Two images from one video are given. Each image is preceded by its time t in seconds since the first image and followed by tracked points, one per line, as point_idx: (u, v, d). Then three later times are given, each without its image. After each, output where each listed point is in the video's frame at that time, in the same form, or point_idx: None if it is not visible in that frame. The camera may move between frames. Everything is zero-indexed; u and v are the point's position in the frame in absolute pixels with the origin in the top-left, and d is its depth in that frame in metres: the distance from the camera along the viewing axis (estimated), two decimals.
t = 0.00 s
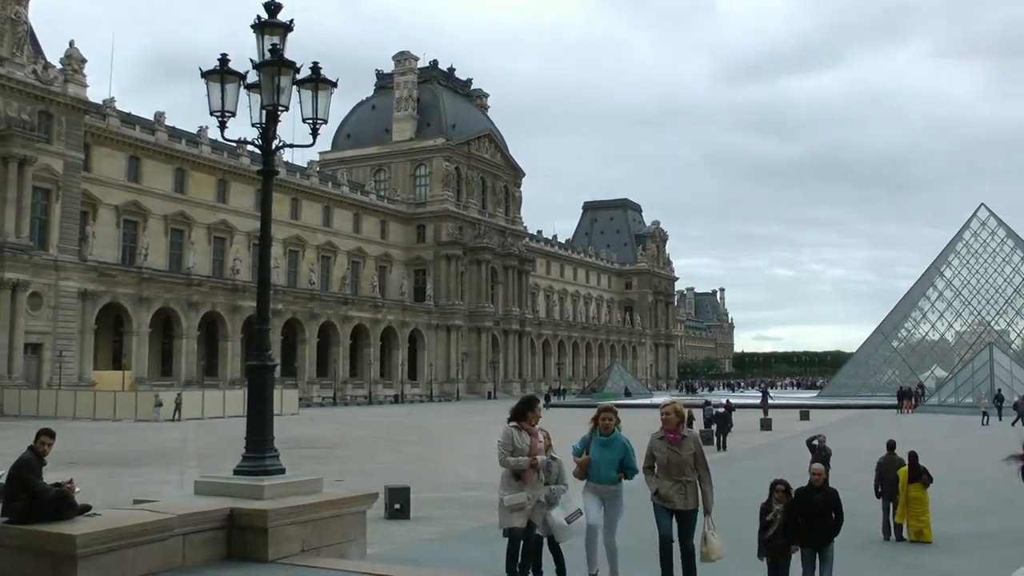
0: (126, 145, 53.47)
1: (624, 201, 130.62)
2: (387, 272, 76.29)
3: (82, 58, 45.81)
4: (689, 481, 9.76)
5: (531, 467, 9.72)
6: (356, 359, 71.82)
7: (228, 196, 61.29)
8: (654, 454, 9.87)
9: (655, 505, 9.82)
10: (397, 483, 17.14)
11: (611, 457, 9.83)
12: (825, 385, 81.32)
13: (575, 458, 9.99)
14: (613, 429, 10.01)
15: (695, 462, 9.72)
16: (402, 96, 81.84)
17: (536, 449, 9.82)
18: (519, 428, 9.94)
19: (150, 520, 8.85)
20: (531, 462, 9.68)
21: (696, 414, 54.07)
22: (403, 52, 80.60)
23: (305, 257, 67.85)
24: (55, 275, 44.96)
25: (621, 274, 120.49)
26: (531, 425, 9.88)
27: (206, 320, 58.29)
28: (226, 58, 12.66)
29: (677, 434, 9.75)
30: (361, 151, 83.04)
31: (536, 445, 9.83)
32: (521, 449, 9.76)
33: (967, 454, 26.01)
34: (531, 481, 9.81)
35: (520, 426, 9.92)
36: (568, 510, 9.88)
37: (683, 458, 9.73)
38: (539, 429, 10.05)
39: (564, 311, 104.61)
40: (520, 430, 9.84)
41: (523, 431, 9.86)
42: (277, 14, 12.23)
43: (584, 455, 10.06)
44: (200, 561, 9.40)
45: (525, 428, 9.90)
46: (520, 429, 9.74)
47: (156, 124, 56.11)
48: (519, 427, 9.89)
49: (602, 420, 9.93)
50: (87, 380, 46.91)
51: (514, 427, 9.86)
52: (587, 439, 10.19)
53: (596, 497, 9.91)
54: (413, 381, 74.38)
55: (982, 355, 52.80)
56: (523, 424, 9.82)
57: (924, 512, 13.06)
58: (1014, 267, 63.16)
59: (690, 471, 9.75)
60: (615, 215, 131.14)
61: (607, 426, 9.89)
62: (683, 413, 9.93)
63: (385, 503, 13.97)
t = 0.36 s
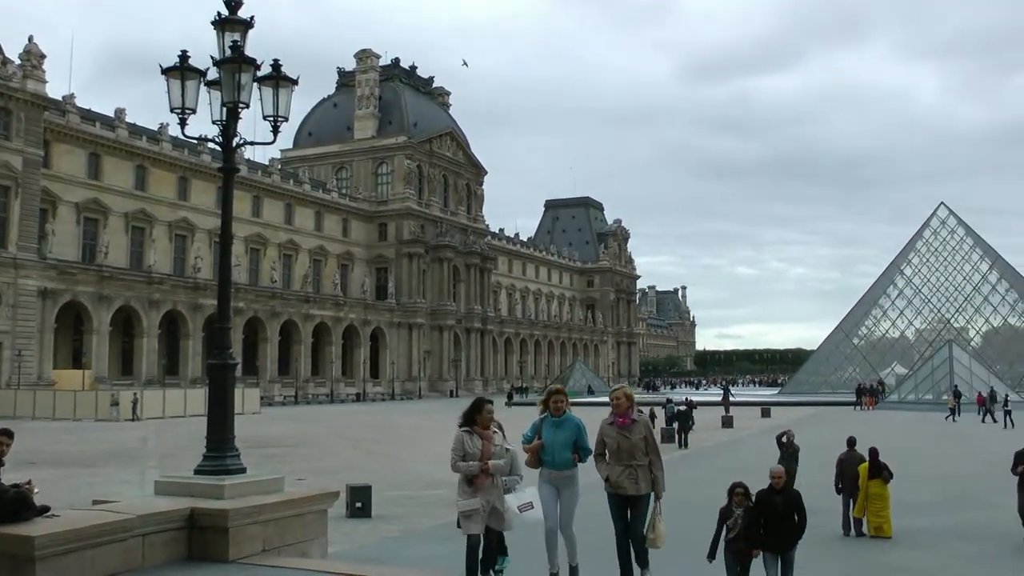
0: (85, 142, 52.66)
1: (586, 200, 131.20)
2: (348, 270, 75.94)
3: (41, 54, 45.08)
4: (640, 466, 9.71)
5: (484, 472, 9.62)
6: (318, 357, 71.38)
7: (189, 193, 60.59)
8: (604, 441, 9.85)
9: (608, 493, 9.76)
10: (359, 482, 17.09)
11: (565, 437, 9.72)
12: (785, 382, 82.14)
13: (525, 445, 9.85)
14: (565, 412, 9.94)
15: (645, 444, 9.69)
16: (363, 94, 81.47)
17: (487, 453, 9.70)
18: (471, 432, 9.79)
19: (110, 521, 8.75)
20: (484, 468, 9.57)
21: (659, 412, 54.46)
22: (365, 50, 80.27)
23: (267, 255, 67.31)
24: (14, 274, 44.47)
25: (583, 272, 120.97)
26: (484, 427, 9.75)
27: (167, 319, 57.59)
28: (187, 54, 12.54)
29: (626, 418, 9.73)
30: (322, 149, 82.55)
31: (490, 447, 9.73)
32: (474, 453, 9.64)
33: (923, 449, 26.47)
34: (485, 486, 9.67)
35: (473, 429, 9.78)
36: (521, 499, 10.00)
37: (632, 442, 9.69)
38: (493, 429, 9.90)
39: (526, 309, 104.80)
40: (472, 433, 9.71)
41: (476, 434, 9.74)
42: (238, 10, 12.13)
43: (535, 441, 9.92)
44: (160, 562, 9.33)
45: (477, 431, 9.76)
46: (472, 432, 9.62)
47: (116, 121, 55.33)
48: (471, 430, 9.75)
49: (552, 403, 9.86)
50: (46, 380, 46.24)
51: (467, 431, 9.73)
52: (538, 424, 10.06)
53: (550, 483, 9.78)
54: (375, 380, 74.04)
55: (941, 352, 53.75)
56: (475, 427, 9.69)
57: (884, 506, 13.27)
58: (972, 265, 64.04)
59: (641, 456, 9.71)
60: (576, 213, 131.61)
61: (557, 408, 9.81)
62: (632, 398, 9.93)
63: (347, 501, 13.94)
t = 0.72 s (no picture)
0: (45, 133, 51.76)
1: (550, 199, 131.54)
2: (310, 267, 75.42)
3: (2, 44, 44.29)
4: (597, 471, 9.36)
5: (426, 471, 9.16)
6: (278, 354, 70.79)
7: (151, 187, 59.79)
8: (560, 445, 9.47)
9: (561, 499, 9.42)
10: (319, 480, 16.96)
11: (524, 435, 9.69)
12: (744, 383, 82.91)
13: (481, 443, 9.77)
14: (524, 409, 9.92)
15: (600, 449, 9.33)
16: (327, 90, 80.98)
17: (433, 451, 9.23)
18: (421, 429, 9.40)
19: (67, 519, 8.62)
20: (423, 466, 9.12)
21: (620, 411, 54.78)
22: (330, 46, 79.81)
23: (229, 250, 66.64)
24: None
25: (546, 272, 121.28)
26: (429, 425, 9.27)
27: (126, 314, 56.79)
28: (149, 46, 12.37)
29: (583, 421, 9.37)
30: (284, 144, 81.89)
31: (435, 445, 9.22)
32: (419, 451, 9.25)
33: (878, 451, 26.88)
34: (430, 486, 9.18)
35: (421, 426, 9.37)
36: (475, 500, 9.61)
37: (587, 446, 9.33)
38: (445, 426, 9.35)
39: (488, 307, 104.84)
40: (419, 430, 9.33)
41: (422, 431, 9.32)
42: (202, 2, 11.98)
43: (491, 439, 9.86)
44: (117, 561, 9.22)
45: (425, 428, 9.34)
46: (414, 429, 9.25)
47: (77, 112, 54.43)
48: (419, 427, 9.36)
49: (512, 400, 9.83)
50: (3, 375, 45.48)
51: (415, 427, 9.38)
52: (495, 422, 10.03)
53: (510, 481, 9.76)
54: (336, 377, 73.57)
55: (902, 355, 54.63)
56: (420, 423, 9.30)
57: (841, 507, 13.50)
58: (932, 270, 65.34)
59: (597, 460, 9.36)
60: (539, 212, 131.69)
61: (516, 406, 9.79)
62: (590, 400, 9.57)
63: (307, 499, 13.84)
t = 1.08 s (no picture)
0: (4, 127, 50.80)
1: (512, 198, 131.68)
2: (271, 264, 74.76)
3: None
4: (556, 470, 9.39)
5: (377, 475, 8.62)
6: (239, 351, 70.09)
7: (111, 182, 58.90)
8: (519, 441, 9.48)
9: (518, 496, 9.40)
10: (279, 478, 16.84)
11: (486, 437, 9.67)
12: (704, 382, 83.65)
13: (442, 444, 9.78)
14: (487, 411, 9.86)
15: (561, 448, 9.37)
16: (290, 86, 80.32)
17: (386, 455, 8.65)
18: (376, 431, 8.84)
19: (26, 518, 8.50)
20: (375, 470, 8.57)
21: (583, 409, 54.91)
22: (292, 42, 79.14)
23: (190, 246, 65.85)
24: None
25: (508, 270, 121.38)
26: (384, 427, 8.71)
27: (85, 310, 55.90)
28: (110, 40, 12.18)
29: (544, 418, 9.41)
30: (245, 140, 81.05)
31: (389, 449, 8.65)
32: (372, 454, 8.70)
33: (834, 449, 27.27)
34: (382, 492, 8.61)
35: (376, 428, 8.81)
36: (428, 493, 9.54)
37: (548, 443, 9.37)
38: (401, 429, 8.79)
39: (449, 305, 104.69)
40: (374, 432, 8.77)
41: (377, 433, 8.76)
42: None
43: (452, 440, 9.87)
44: (75, 561, 9.10)
45: (381, 430, 8.78)
46: (367, 431, 8.70)
47: (36, 105, 53.46)
48: (375, 429, 8.81)
49: (474, 401, 9.75)
50: None
51: (370, 429, 8.83)
52: (457, 422, 10.00)
53: (469, 483, 9.71)
54: (297, 374, 73.00)
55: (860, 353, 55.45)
56: (375, 425, 8.75)
57: (800, 505, 13.70)
58: (891, 271, 66.48)
59: (557, 459, 9.38)
60: (501, 210, 131.74)
61: (479, 408, 9.72)
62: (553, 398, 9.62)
63: (267, 497, 13.76)
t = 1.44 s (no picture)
0: None
1: (475, 196, 131.61)
2: (233, 263, 74.05)
3: None
4: (512, 475, 9.36)
5: (324, 477, 8.47)
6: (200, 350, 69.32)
7: (71, 178, 58.00)
8: (474, 448, 9.42)
9: (473, 503, 9.37)
10: (241, 478, 16.72)
11: (442, 444, 9.62)
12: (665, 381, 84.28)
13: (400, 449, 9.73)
14: (445, 417, 9.78)
15: (517, 453, 9.34)
16: (252, 83, 79.60)
17: (332, 456, 8.50)
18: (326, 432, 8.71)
19: None
20: (320, 473, 8.43)
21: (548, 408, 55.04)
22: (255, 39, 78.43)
23: (151, 244, 65.05)
24: None
25: (470, 269, 121.31)
26: (330, 428, 8.55)
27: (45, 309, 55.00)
28: (70, 35, 12.04)
29: (499, 423, 9.38)
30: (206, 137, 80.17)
31: (335, 450, 8.51)
32: (319, 456, 8.56)
33: (792, 446, 27.62)
34: (327, 494, 8.45)
35: (325, 428, 8.67)
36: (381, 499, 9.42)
37: (504, 449, 9.33)
38: (349, 430, 8.63)
39: (411, 304, 104.39)
40: (322, 433, 8.63)
41: (325, 434, 8.62)
42: None
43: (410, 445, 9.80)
44: (34, 562, 9.01)
45: (328, 431, 8.63)
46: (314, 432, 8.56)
47: None
48: (323, 430, 8.67)
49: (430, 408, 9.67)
50: None
51: (318, 430, 8.69)
52: (416, 427, 9.96)
53: (425, 490, 9.64)
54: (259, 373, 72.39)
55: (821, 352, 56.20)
56: (322, 425, 8.60)
57: (761, 503, 13.90)
58: (852, 270, 67.47)
59: (513, 465, 9.36)
60: (463, 209, 131.65)
61: (435, 415, 9.63)
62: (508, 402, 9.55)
63: (228, 497, 13.68)
